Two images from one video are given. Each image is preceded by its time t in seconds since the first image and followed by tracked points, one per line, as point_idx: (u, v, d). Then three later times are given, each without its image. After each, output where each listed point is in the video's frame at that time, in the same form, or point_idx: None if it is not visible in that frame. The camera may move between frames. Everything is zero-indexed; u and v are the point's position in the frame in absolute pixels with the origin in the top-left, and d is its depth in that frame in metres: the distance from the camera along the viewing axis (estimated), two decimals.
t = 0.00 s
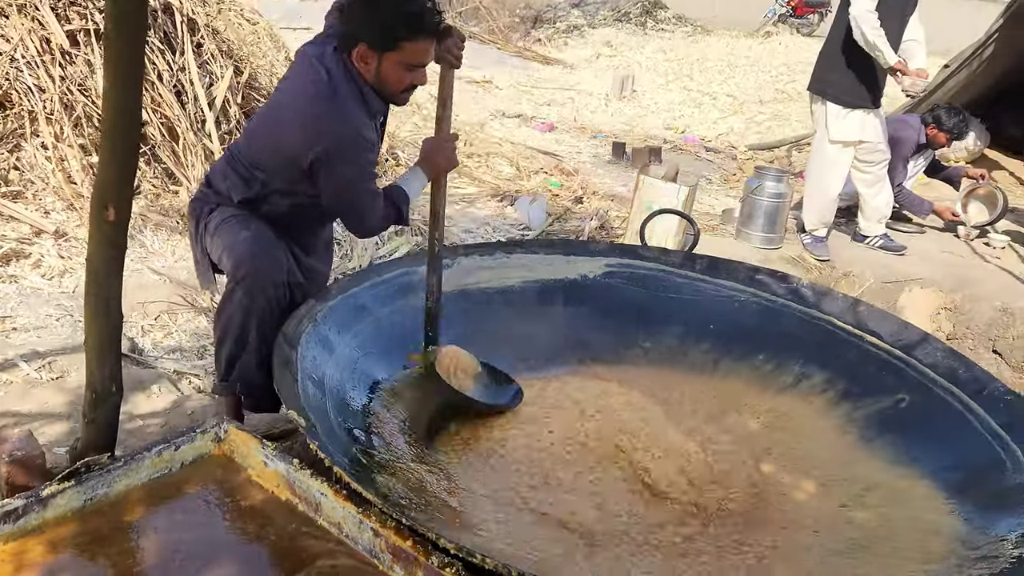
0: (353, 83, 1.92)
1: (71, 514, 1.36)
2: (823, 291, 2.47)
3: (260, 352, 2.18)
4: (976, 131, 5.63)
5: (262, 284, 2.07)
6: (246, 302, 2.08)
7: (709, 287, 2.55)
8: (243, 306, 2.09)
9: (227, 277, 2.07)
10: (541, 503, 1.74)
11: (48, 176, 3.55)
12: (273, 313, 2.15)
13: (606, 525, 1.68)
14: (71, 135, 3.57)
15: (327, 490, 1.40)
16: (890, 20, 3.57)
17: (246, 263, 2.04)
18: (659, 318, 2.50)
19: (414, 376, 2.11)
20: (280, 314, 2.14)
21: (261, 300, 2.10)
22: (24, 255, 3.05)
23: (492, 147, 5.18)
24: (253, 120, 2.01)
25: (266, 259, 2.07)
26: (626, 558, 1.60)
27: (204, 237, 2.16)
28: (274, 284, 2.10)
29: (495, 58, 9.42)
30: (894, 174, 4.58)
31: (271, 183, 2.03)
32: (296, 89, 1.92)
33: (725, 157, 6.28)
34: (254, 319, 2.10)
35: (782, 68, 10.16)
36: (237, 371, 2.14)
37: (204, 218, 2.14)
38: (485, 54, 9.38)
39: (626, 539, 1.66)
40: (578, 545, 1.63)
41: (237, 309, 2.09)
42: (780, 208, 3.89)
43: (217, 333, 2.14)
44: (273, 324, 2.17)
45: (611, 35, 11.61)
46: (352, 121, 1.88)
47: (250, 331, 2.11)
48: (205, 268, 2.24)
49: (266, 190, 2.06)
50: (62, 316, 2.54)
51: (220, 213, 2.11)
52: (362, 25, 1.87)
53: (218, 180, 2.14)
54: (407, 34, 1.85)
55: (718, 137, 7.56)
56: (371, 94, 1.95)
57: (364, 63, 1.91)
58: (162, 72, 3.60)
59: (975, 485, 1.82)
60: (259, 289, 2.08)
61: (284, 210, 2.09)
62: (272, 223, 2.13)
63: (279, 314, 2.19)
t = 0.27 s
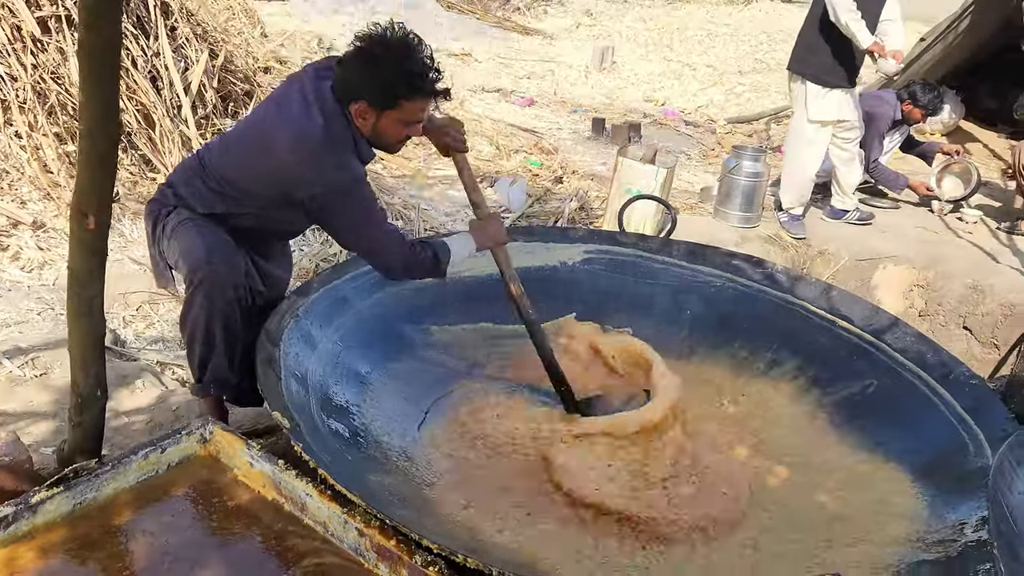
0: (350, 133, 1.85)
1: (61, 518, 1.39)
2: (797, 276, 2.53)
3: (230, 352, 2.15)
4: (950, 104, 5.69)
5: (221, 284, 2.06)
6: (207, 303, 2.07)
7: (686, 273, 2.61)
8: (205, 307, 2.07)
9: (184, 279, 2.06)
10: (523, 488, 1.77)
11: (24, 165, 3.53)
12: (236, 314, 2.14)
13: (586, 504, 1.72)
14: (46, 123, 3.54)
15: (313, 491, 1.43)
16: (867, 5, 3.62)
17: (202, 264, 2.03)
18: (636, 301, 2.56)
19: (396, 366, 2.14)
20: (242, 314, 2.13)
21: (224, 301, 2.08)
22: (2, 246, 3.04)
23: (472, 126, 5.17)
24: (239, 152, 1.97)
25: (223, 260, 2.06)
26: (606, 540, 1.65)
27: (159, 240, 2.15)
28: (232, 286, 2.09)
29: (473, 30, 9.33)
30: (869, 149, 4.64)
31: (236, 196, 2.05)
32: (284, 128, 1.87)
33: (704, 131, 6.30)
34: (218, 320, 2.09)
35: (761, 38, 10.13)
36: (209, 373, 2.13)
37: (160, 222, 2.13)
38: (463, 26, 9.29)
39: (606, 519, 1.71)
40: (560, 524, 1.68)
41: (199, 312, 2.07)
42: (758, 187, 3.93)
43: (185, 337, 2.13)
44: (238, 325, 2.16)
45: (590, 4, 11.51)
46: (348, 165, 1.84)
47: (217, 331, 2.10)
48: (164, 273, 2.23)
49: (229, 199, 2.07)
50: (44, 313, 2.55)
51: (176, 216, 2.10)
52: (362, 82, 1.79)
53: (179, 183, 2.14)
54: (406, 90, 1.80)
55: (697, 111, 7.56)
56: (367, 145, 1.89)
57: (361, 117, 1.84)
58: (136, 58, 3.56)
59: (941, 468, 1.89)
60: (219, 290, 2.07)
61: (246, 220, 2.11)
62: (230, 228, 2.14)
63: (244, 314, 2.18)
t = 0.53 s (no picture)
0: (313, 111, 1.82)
1: (58, 507, 1.42)
2: (779, 252, 2.57)
3: (221, 336, 2.17)
4: (932, 74, 5.71)
5: (209, 268, 2.07)
6: (196, 288, 2.07)
7: (670, 250, 2.63)
8: (194, 292, 2.08)
9: (171, 265, 2.06)
10: (511, 467, 1.81)
11: (6, 150, 3.50)
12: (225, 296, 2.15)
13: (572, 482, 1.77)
14: (26, 106, 3.51)
15: (305, 475, 1.46)
16: None
17: (189, 249, 2.04)
18: (621, 278, 2.58)
19: (384, 349, 2.17)
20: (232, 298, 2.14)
21: (213, 285, 2.09)
22: None
23: (456, 101, 5.15)
24: (213, 144, 1.97)
25: (209, 243, 2.07)
26: (592, 513, 1.69)
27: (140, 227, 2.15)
28: (221, 270, 2.10)
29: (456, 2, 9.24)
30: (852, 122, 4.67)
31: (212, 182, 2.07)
32: (255, 115, 1.85)
33: (689, 103, 6.30)
34: (209, 304, 2.10)
35: (746, 6, 10.08)
36: (201, 357, 2.15)
37: (139, 209, 2.14)
38: None
39: (592, 493, 1.75)
40: (549, 498, 1.72)
41: (189, 297, 2.08)
42: (744, 160, 3.95)
43: (174, 324, 2.13)
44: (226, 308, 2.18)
45: None
46: (315, 147, 1.80)
47: (207, 316, 2.11)
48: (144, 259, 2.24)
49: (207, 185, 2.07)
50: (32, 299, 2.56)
51: (157, 204, 2.11)
52: (314, 62, 1.76)
53: (155, 171, 2.14)
54: (361, 63, 1.75)
55: (682, 82, 7.55)
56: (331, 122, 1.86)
57: (321, 97, 1.81)
58: (116, 39, 3.53)
59: (917, 440, 1.94)
60: (207, 274, 2.07)
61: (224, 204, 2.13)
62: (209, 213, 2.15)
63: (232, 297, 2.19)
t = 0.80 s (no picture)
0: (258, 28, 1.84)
1: (60, 488, 1.44)
2: (776, 227, 2.57)
3: (221, 314, 2.17)
4: (934, 43, 5.66)
5: (211, 244, 2.08)
6: (198, 265, 2.08)
7: (668, 225, 2.63)
8: (195, 268, 2.08)
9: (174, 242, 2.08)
10: (510, 443, 1.82)
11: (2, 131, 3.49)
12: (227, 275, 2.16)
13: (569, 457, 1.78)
14: (20, 86, 3.50)
15: (304, 454, 1.48)
16: None
17: (192, 225, 2.07)
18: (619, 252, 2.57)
19: (383, 327, 2.17)
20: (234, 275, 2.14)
21: (214, 260, 2.09)
22: None
23: (454, 76, 5.12)
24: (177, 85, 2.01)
25: (212, 219, 2.09)
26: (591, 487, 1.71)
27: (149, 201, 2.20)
28: (222, 246, 2.10)
29: None
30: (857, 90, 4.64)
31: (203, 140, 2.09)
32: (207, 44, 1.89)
33: (688, 75, 6.25)
34: (210, 283, 2.10)
35: None
36: (200, 335, 2.15)
37: (145, 184, 2.18)
38: None
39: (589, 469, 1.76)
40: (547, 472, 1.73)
41: (190, 275, 2.08)
42: (742, 133, 3.93)
43: (174, 302, 2.13)
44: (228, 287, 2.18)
45: None
46: (255, 62, 1.79)
47: (208, 294, 2.11)
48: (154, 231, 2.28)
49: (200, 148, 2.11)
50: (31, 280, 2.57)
51: (162, 174, 2.16)
52: None
53: (158, 145, 2.20)
54: None
55: (681, 54, 7.49)
56: (278, 40, 1.85)
57: (264, 8, 1.83)
58: (109, 17, 3.50)
59: (913, 413, 1.95)
60: (209, 249, 2.08)
61: (219, 163, 2.15)
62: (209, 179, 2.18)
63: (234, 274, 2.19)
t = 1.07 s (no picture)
0: None
1: (46, 477, 1.41)
2: (781, 207, 2.52)
3: (213, 298, 2.13)
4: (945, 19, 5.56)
5: (202, 227, 2.05)
6: (189, 248, 2.05)
7: (671, 206, 2.58)
8: (186, 251, 2.05)
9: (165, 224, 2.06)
10: (507, 429, 1.79)
11: None
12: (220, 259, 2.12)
13: (565, 443, 1.75)
14: (15, 70, 3.46)
15: (294, 441, 1.45)
16: None
17: (183, 206, 2.04)
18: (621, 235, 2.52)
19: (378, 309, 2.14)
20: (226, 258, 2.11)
21: (204, 243, 2.05)
22: None
23: (455, 56, 5.06)
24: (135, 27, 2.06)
25: (202, 201, 2.06)
26: (588, 474, 1.68)
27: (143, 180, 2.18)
28: (214, 230, 2.07)
29: None
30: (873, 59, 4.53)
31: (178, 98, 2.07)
32: None
33: (694, 54, 6.17)
34: (201, 266, 2.07)
35: None
36: (192, 321, 2.11)
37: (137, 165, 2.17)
38: None
39: (586, 454, 1.74)
40: (544, 458, 1.71)
41: (180, 256, 2.05)
42: (746, 112, 3.88)
43: (166, 286, 2.10)
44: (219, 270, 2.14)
45: None
46: None
47: (200, 278, 2.08)
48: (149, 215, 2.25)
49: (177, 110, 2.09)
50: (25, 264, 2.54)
51: (156, 156, 2.14)
52: None
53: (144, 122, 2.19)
54: None
55: (687, 32, 7.39)
56: None
57: None
58: None
59: (918, 396, 1.91)
60: (201, 232, 2.05)
61: (195, 125, 2.11)
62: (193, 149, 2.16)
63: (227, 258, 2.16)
